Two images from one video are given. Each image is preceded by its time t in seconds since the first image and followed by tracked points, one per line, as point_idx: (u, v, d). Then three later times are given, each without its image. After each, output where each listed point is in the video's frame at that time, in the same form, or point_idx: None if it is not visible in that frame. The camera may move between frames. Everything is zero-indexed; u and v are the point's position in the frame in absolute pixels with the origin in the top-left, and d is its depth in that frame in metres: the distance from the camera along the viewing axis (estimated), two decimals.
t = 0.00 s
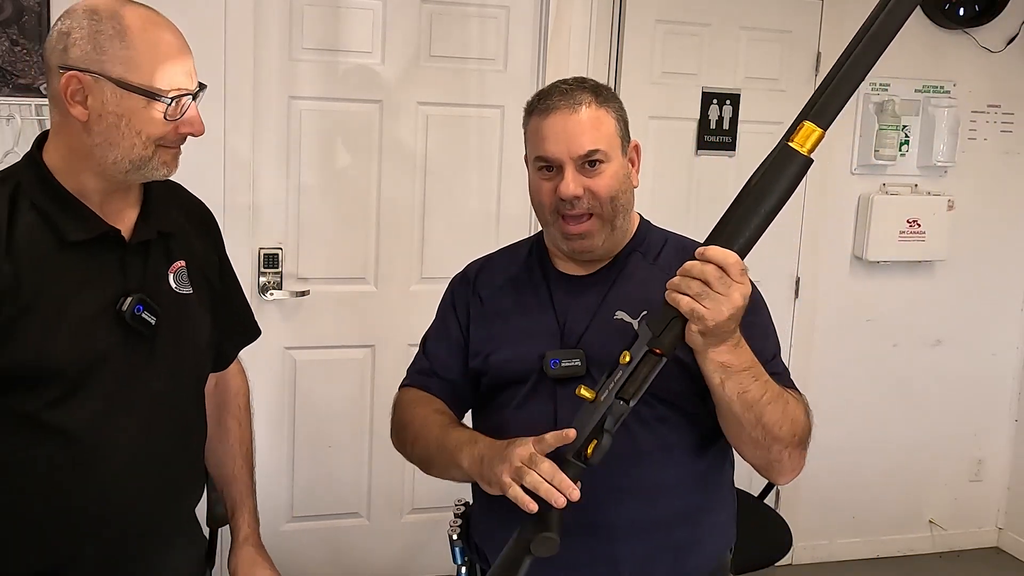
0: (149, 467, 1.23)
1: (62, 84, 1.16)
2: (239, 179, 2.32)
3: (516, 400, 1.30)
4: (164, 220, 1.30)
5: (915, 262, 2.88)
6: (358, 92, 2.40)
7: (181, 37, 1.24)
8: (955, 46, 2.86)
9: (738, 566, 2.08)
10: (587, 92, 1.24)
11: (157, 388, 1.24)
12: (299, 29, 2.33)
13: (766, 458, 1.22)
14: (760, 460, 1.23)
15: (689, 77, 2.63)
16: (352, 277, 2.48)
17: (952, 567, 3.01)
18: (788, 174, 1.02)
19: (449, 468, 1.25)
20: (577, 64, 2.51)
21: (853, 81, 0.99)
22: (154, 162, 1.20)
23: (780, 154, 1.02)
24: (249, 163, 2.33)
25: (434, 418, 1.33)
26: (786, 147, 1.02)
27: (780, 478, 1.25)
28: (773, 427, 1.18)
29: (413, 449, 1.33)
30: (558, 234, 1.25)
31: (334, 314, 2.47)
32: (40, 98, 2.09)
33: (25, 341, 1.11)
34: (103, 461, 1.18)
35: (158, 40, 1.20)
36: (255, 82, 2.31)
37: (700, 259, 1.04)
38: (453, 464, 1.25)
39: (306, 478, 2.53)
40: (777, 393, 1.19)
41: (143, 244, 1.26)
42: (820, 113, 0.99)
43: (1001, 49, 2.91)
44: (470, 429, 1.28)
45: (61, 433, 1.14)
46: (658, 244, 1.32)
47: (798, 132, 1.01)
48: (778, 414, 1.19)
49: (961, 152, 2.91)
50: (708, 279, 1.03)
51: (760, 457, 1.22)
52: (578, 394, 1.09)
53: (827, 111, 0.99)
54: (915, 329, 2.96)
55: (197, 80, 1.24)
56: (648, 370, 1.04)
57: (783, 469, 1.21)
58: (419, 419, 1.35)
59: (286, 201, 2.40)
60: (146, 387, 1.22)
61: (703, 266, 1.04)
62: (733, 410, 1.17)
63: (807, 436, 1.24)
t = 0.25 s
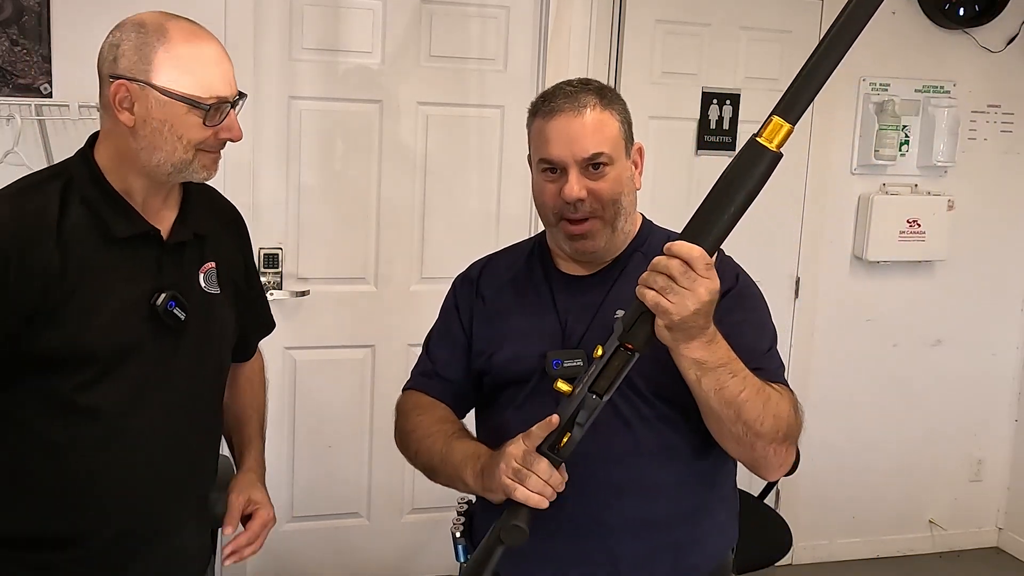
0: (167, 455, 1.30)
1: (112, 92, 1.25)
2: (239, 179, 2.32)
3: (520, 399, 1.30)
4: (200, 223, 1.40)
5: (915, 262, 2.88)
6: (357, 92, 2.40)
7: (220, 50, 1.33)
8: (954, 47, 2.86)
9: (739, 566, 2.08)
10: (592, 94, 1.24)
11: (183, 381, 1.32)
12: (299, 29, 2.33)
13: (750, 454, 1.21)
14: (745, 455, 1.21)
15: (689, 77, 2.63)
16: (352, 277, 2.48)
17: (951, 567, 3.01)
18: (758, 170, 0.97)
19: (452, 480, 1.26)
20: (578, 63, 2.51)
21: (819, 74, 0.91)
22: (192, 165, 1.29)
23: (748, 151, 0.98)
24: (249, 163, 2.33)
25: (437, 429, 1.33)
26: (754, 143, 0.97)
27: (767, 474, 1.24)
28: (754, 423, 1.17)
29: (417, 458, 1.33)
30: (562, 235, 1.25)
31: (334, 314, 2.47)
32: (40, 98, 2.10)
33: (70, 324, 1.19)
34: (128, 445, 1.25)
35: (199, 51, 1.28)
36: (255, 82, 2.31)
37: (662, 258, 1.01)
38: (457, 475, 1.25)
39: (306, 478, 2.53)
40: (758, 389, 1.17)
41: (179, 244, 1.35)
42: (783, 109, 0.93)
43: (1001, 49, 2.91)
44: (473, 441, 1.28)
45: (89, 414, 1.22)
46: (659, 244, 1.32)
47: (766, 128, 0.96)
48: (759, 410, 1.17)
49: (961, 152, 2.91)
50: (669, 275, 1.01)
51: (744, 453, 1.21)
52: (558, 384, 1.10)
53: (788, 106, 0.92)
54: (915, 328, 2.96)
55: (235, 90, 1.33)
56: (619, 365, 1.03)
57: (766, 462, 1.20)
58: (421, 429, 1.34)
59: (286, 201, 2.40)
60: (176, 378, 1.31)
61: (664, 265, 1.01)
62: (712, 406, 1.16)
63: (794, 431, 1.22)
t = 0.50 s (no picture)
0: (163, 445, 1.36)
1: (138, 96, 1.32)
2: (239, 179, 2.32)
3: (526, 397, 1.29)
4: (217, 224, 1.43)
5: (915, 262, 2.88)
6: (358, 92, 2.40)
7: (243, 58, 1.36)
8: (954, 47, 2.86)
9: (740, 565, 2.08)
10: (608, 99, 1.24)
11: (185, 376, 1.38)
12: (299, 29, 2.33)
13: (755, 420, 1.16)
14: (750, 423, 1.16)
15: (689, 77, 2.63)
16: (352, 277, 2.48)
17: (951, 567, 3.01)
18: (702, 122, 0.84)
19: (462, 469, 1.24)
20: (578, 64, 2.51)
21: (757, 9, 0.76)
22: (208, 169, 1.33)
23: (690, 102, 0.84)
24: (249, 162, 2.32)
25: (442, 428, 1.33)
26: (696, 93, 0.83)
27: (775, 440, 1.19)
28: (755, 383, 1.12)
29: (424, 460, 1.32)
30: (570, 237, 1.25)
31: (334, 314, 2.47)
32: (40, 98, 2.10)
33: (82, 308, 1.26)
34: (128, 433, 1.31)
35: (219, 60, 1.32)
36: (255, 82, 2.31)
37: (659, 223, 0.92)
38: (466, 465, 1.24)
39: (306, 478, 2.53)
40: (755, 347, 1.13)
41: (193, 241, 1.39)
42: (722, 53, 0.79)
43: (1001, 48, 2.91)
44: (479, 433, 1.28)
45: (94, 395, 1.28)
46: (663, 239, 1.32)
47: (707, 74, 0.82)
48: (758, 370, 1.12)
49: (961, 152, 2.92)
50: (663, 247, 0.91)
51: (749, 420, 1.16)
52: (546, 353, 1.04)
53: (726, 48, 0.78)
54: (915, 328, 2.96)
55: (255, 99, 1.35)
56: (596, 330, 0.92)
57: (771, 423, 1.16)
58: (426, 430, 1.34)
59: (287, 201, 2.40)
60: (178, 370, 1.36)
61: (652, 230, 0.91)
62: (711, 371, 1.11)
63: (795, 392, 1.19)
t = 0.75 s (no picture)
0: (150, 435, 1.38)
1: (114, 90, 1.33)
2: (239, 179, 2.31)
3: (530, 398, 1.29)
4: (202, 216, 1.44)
5: (915, 262, 2.88)
6: (358, 92, 2.40)
7: (220, 58, 1.35)
8: (954, 47, 2.86)
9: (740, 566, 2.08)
10: (601, 101, 1.24)
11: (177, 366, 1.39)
12: (299, 29, 2.33)
13: (756, 417, 1.13)
14: (752, 422, 1.14)
15: (689, 77, 2.63)
16: (352, 278, 2.48)
17: (951, 567, 3.01)
18: (655, 110, 0.77)
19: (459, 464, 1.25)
20: (578, 64, 2.51)
21: None
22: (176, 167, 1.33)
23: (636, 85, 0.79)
24: (249, 162, 2.31)
25: (442, 428, 1.34)
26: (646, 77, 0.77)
27: (785, 442, 1.15)
28: (752, 375, 1.11)
29: (425, 461, 1.32)
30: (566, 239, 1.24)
31: (334, 314, 2.47)
32: (40, 98, 2.10)
33: (65, 300, 1.27)
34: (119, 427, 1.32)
35: (191, 60, 1.31)
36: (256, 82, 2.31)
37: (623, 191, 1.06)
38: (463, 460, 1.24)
39: (307, 478, 2.53)
40: (750, 341, 1.14)
41: (177, 232, 1.40)
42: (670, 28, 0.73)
43: (1001, 48, 2.91)
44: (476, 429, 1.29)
45: (82, 388, 1.29)
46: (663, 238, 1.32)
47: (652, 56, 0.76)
48: (755, 362, 1.12)
49: (961, 152, 2.91)
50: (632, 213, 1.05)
51: (750, 418, 1.13)
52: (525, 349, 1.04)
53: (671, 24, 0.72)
54: (915, 328, 2.96)
55: (227, 99, 1.33)
56: (567, 328, 0.85)
57: (777, 421, 1.13)
58: (428, 432, 1.35)
59: (287, 201, 2.40)
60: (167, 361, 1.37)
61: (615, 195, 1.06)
62: (704, 363, 1.12)
63: (803, 392, 1.16)
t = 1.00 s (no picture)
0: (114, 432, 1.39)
1: (59, 92, 1.30)
2: (240, 177, 2.29)
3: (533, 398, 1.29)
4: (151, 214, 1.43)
5: (915, 262, 2.88)
6: (357, 92, 2.40)
7: (168, 56, 1.33)
8: (954, 47, 2.86)
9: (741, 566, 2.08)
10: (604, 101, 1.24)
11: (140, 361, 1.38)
12: (299, 29, 2.33)
13: (732, 406, 1.12)
14: (727, 412, 1.13)
15: (689, 77, 2.63)
16: (352, 277, 2.48)
17: (951, 567, 3.01)
18: (627, 107, 0.74)
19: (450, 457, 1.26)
20: (578, 63, 2.51)
21: None
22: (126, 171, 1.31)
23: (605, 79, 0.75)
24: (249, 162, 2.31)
25: (434, 421, 1.35)
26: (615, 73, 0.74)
27: (764, 433, 1.13)
28: (723, 363, 1.11)
29: (419, 458, 1.34)
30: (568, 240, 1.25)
31: (334, 314, 2.47)
32: (39, 98, 2.08)
33: (12, 309, 1.27)
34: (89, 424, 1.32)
35: (139, 62, 1.29)
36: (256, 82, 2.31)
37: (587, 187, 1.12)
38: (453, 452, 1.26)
39: (307, 478, 2.53)
40: (723, 331, 1.14)
41: (128, 233, 1.40)
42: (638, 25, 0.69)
43: (1001, 48, 2.91)
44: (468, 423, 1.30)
45: (40, 395, 1.30)
46: (664, 236, 1.32)
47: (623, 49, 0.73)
48: (727, 350, 1.12)
49: (961, 152, 2.91)
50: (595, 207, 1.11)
51: (725, 408, 1.13)
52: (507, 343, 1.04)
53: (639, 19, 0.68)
54: (915, 328, 2.96)
55: (177, 102, 1.32)
56: (546, 326, 0.82)
57: (752, 412, 1.12)
58: (423, 428, 1.35)
59: (287, 201, 2.40)
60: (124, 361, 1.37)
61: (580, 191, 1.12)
62: (677, 355, 1.12)
63: (784, 382, 1.14)
